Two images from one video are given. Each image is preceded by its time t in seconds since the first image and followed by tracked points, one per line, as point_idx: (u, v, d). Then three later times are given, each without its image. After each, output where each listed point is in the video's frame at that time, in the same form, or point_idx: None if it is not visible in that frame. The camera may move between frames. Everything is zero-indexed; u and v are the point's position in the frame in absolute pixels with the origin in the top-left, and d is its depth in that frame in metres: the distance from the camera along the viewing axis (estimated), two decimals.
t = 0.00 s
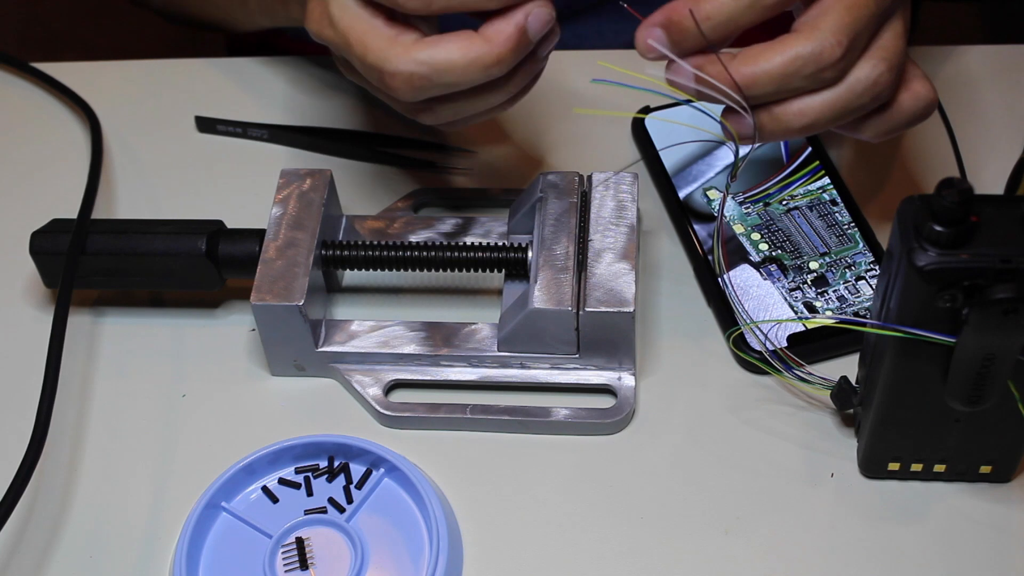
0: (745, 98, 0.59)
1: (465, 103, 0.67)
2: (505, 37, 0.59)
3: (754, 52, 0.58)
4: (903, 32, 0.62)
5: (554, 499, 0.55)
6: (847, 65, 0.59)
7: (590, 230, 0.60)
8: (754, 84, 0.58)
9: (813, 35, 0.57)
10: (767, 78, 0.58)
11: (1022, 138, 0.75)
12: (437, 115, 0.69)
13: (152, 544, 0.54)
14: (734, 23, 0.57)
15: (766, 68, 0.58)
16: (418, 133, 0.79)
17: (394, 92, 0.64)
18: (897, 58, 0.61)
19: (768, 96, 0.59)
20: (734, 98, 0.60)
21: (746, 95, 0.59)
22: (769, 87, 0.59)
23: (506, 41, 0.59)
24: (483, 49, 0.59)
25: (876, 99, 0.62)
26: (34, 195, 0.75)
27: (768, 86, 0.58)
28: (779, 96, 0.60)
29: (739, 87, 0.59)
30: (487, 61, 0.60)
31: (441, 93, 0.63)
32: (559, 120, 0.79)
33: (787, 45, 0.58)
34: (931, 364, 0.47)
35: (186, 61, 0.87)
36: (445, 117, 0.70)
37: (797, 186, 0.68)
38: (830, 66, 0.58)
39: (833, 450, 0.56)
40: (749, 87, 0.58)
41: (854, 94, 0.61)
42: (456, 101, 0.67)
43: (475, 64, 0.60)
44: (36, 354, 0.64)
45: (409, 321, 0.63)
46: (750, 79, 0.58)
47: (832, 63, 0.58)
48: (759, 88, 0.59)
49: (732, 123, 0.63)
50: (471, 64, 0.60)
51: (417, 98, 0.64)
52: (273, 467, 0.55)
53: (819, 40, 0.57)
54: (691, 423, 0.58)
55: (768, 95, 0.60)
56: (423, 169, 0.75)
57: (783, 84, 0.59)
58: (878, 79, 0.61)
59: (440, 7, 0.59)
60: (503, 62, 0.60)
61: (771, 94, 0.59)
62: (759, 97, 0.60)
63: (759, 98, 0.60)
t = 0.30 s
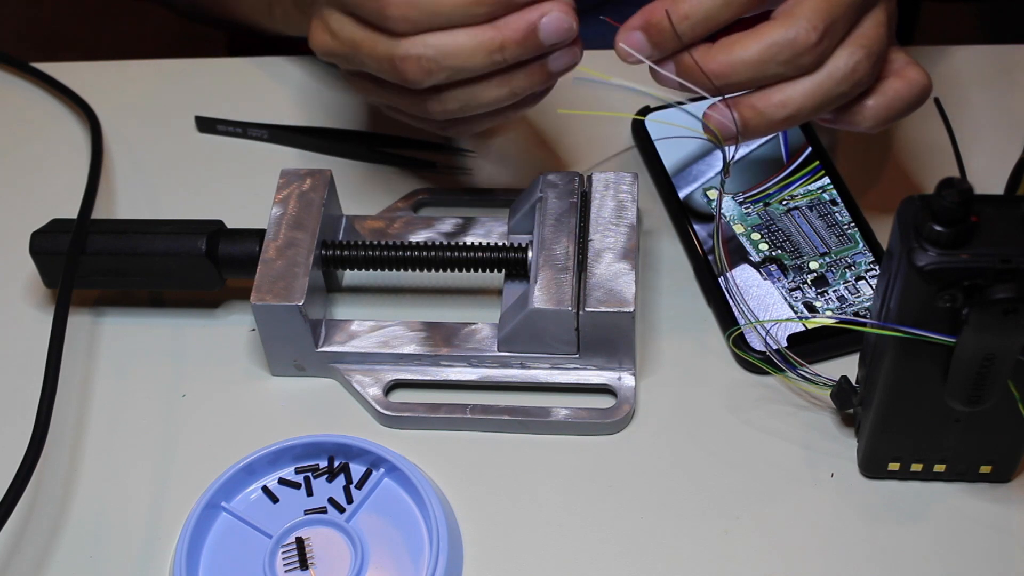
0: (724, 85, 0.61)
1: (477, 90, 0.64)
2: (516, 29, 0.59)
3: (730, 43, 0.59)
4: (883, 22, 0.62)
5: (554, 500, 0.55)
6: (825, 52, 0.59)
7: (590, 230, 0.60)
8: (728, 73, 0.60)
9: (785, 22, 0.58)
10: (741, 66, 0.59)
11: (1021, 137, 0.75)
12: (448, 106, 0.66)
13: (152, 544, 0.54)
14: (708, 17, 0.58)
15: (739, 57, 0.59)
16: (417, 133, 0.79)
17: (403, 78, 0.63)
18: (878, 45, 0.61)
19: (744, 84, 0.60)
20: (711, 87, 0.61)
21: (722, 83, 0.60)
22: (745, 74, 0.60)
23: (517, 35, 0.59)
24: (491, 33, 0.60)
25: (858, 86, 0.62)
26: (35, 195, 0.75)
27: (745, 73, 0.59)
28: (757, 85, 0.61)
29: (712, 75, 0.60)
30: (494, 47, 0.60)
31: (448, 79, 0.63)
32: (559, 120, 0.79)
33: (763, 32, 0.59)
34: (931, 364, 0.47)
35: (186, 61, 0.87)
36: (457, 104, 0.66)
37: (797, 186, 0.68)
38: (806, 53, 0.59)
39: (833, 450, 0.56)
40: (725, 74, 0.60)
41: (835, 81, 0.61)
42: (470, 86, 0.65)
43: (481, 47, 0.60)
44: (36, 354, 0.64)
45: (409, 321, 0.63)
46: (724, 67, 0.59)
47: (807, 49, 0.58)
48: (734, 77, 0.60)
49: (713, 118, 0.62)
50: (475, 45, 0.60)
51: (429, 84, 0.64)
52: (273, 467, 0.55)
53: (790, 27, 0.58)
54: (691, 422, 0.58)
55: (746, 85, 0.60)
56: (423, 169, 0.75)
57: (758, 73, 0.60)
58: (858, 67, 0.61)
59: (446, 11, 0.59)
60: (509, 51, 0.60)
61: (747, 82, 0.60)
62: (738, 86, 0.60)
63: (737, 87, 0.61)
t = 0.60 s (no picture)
0: (723, 72, 0.61)
1: (483, 83, 0.64)
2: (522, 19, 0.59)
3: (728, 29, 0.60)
4: (883, 8, 0.62)
5: (555, 500, 0.55)
6: (823, 36, 0.59)
7: (590, 230, 0.60)
8: (726, 59, 0.60)
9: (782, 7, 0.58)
10: (738, 52, 0.59)
11: (1021, 137, 0.75)
12: (456, 103, 0.66)
13: (152, 544, 0.54)
14: (706, 10, 0.59)
15: (737, 43, 0.59)
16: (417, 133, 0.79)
17: (411, 70, 0.64)
18: (877, 30, 0.61)
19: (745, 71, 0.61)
20: (711, 74, 0.61)
21: (722, 70, 0.61)
22: (744, 60, 0.60)
23: (523, 26, 0.59)
24: (500, 22, 0.59)
25: (859, 72, 0.62)
26: (34, 195, 0.75)
27: (743, 59, 0.60)
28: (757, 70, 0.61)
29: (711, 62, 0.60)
30: (500, 35, 0.60)
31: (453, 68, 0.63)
32: (559, 120, 0.79)
33: (761, 18, 0.59)
34: (931, 364, 0.47)
35: (185, 61, 0.87)
36: (463, 101, 0.66)
37: (797, 186, 0.68)
38: (803, 38, 0.59)
39: (833, 450, 0.56)
40: (724, 61, 0.60)
41: (835, 67, 0.61)
42: (476, 78, 0.65)
43: (488, 35, 0.60)
44: (36, 354, 0.64)
45: (409, 321, 0.63)
46: (722, 54, 0.60)
47: (804, 33, 0.58)
48: (733, 63, 0.60)
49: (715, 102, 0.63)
50: (486, 36, 0.60)
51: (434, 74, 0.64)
52: (273, 467, 0.55)
53: (787, 12, 0.58)
54: (691, 422, 0.58)
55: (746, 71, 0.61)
56: (422, 169, 0.75)
57: (758, 59, 0.60)
58: (858, 52, 0.61)
59: (407, 36, 0.58)
60: (514, 42, 0.60)
61: (746, 69, 0.60)
62: (738, 71, 0.61)
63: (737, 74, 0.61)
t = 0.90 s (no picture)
0: (724, 70, 0.61)
1: (491, 85, 0.64)
2: (531, 22, 0.58)
3: (730, 28, 0.60)
4: (885, 5, 0.62)
5: (555, 500, 0.55)
6: (824, 34, 0.59)
7: (590, 230, 0.60)
8: (727, 57, 0.60)
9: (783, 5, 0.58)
10: (739, 49, 0.59)
11: (1021, 137, 0.75)
12: (463, 104, 0.66)
13: (152, 544, 0.54)
14: (707, 8, 0.59)
15: (737, 41, 0.59)
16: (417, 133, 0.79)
17: (419, 72, 0.63)
18: (879, 27, 0.61)
19: (746, 68, 0.61)
20: (713, 72, 0.61)
21: (724, 67, 0.60)
22: (746, 58, 0.60)
23: (532, 29, 0.58)
24: (510, 24, 0.59)
25: (862, 69, 0.62)
26: (34, 195, 0.75)
27: (744, 57, 0.60)
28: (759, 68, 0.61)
29: (712, 59, 0.60)
30: (509, 36, 0.59)
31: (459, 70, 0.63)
32: (559, 120, 0.79)
33: (762, 15, 0.59)
34: (931, 364, 0.47)
35: (185, 61, 0.87)
36: (470, 102, 0.66)
37: (797, 186, 0.68)
38: (804, 35, 0.59)
39: (833, 450, 0.56)
40: (725, 58, 0.60)
41: (836, 64, 0.61)
42: (482, 80, 0.64)
43: (498, 36, 0.60)
44: (36, 354, 0.64)
45: (409, 321, 0.63)
46: (723, 52, 0.60)
47: (805, 31, 0.58)
48: (734, 61, 0.60)
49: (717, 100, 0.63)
50: (497, 37, 0.60)
51: (443, 75, 0.64)
52: (273, 467, 0.55)
53: (788, 10, 0.58)
54: (691, 422, 0.58)
55: (746, 68, 0.61)
56: (423, 169, 0.75)
57: (759, 57, 0.60)
58: (860, 49, 0.61)
59: (413, 40, 0.57)
60: (523, 44, 0.59)
61: (747, 66, 0.60)
62: (739, 69, 0.61)
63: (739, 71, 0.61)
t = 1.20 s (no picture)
0: (721, 67, 0.61)
1: (486, 90, 0.64)
2: (531, 28, 0.58)
3: (726, 25, 0.60)
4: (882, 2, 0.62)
5: (554, 500, 0.55)
6: (820, 30, 0.59)
7: (590, 230, 0.60)
8: (724, 54, 0.60)
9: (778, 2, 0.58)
10: (735, 46, 0.59)
11: (1021, 137, 0.75)
12: (458, 109, 0.66)
13: (151, 544, 0.54)
14: (704, 4, 0.59)
15: (733, 37, 0.59)
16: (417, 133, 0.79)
17: (419, 75, 0.64)
18: (876, 23, 0.61)
19: (742, 65, 0.61)
20: (710, 69, 0.61)
21: (720, 64, 0.60)
22: (742, 55, 0.60)
23: (532, 35, 0.58)
24: (509, 29, 0.59)
25: (859, 65, 0.61)
26: (34, 195, 0.75)
27: (741, 53, 0.60)
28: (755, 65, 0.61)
29: (709, 56, 0.60)
30: (509, 42, 0.59)
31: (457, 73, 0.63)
32: (560, 121, 0.79)
33: (758, 12, 0.59)
34: (931, 364, 0.47)
35: (185, 61, 0.87)
36: (465, 108, 0.66)
37: (797, 186, 0.68)
38: (800, 32, 0.59)
39: (833, 450, 0.56)
40: (721, 55, 0.60)
41: (834, 60, 0.61)
42: (478, 85, 0.64)
43: (498, 41, 0.60)
44: (36, 354, 0.64)
45: (409, 321, 0.63)
46: (719, 48, 0.60)
47: (802, 27, 0.58)
48: (730, 58, 0.60)
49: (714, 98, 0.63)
50: (496, 42, 0.60)
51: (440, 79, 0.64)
52: (273, 467, 0.55)
53: (784, 6, 0.58)
54: (691, 422, 0.58)
55: (743, 65, 0.61)
56: (423, 169, 0.75)
57: (755, 53, 0.60)
58: (857, 45, 0.60)
59: (413, 41, 0.57)
60: (523, 50, 0.60)
61: (743, 63, 0.60)
62: (735, 66, 0.61)
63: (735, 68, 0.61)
